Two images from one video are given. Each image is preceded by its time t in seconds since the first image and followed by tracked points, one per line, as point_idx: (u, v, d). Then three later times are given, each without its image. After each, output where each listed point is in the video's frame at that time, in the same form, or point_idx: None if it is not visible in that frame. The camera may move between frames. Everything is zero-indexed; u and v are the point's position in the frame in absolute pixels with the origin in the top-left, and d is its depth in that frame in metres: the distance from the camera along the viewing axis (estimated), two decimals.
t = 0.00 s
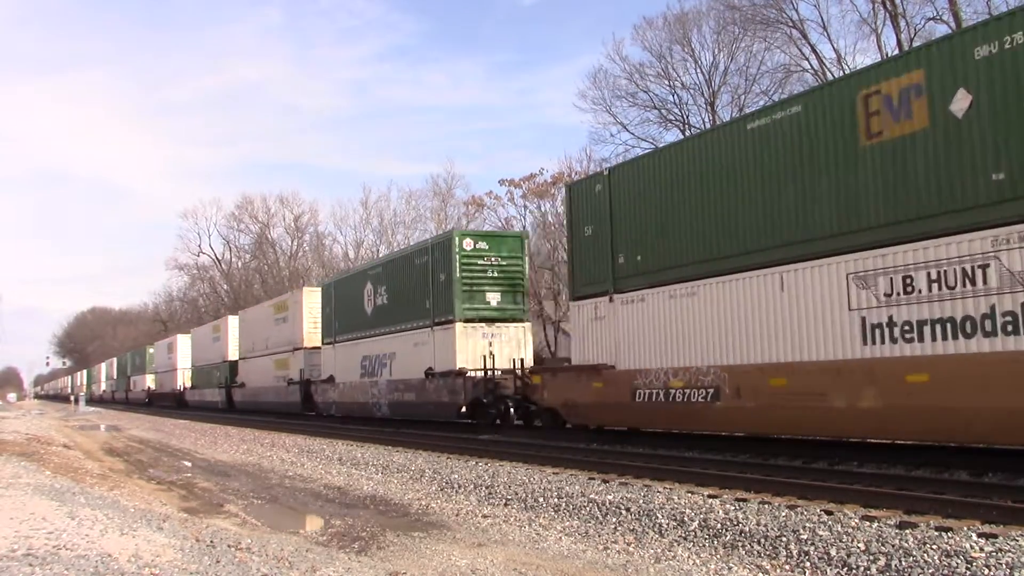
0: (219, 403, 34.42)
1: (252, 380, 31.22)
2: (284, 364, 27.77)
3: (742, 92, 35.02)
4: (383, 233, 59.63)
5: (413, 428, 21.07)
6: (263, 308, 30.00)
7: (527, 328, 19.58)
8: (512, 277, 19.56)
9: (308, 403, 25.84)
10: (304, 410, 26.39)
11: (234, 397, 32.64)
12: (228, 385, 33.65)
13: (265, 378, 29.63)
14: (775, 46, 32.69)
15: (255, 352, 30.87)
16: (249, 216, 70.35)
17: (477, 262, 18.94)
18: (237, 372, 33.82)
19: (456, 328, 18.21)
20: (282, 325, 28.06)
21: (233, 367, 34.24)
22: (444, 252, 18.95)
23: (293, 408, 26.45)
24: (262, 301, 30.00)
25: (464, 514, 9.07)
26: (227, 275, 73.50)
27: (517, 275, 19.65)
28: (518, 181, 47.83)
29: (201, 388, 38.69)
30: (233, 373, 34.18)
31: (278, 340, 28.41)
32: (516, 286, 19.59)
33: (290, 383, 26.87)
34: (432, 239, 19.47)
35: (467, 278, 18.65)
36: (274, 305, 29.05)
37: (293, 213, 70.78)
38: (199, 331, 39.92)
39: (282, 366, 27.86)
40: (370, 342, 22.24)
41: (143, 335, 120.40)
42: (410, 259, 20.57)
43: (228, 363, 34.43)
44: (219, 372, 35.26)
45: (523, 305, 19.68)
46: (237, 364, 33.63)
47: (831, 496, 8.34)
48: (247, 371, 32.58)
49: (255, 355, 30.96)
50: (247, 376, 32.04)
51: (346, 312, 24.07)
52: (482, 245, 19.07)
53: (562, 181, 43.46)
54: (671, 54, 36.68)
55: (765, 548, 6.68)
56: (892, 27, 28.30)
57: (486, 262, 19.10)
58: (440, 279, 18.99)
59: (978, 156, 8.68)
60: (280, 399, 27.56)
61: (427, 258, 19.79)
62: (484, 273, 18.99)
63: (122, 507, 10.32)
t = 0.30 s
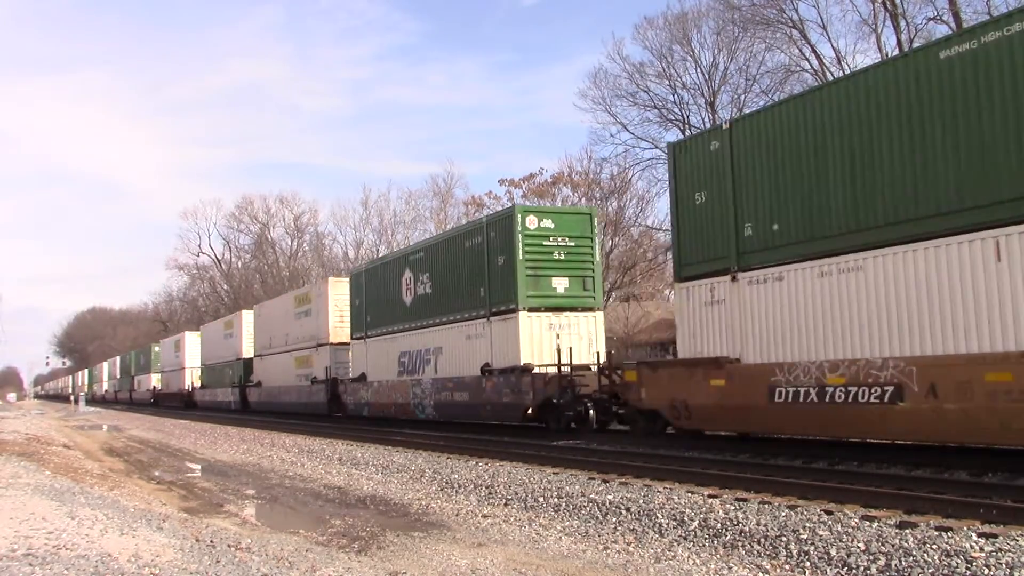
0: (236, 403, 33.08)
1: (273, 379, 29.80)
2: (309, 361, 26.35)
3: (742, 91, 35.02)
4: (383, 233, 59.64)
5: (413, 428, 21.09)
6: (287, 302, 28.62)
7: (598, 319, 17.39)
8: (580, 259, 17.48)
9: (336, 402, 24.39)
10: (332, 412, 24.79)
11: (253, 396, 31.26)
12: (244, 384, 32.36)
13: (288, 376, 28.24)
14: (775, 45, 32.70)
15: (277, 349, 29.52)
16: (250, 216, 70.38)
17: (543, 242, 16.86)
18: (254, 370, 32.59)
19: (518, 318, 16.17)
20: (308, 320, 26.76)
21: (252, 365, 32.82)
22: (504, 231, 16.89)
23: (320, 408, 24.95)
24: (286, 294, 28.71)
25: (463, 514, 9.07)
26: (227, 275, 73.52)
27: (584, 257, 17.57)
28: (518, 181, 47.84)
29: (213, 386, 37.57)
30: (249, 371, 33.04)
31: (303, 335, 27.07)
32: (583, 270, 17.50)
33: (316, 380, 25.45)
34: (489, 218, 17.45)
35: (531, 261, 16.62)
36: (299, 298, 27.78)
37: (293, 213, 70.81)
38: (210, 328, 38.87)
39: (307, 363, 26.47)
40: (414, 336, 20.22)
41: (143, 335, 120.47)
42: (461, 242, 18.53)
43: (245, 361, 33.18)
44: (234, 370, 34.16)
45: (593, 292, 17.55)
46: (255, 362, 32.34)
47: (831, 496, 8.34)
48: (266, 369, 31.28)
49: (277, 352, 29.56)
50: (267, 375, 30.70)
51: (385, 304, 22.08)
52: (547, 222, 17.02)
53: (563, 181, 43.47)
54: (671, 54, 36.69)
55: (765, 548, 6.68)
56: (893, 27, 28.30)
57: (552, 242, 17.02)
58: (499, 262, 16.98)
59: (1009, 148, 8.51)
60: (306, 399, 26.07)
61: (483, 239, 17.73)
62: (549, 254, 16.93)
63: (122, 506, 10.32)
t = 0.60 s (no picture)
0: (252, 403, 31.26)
1: (296, 377, 27.88)
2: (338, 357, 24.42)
3: (742, 91, 35.01)
4: (383, 233, 59.65)
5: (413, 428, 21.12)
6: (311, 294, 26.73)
7: (694, 307, 14.93)
8: (673, 235, 15.09)
9: (369, 403, 22.43)
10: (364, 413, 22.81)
11: (272, 395, 29.40)
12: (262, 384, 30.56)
13: (313, 374, 26.34)
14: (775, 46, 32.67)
15: (300, 344, 27.67)
16: (250, 216, 70.36)
17: (631, 215, 14.54)
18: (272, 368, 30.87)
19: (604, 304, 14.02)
20: (335, 312, 24.84)
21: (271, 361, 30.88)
22: (585, 202, 14.65)
23: (351, 409, 23.01)
24: (311, 284, 26.81)
25: (464, 514, 9.08)
26: (227, 275, 73.51)
27: (678, 233, 15.18)
28: (518, 181, 47.84)
29: (223, 385, 36.07)
30: (265, 369, 31.48)
31: (330, 329, 25.16)
32: (677, 249, 15.12)
33: (344, 378, 23.52)
34: (564, 188, 15.23)
35: (619, 238, 14.37)
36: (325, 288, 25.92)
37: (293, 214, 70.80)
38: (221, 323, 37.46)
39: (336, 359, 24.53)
40: (466, 326, 18.11)
41: (143, 335, 120.52)
42: (527, 218, 16.35)
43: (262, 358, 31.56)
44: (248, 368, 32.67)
45: (687, 274, 15.15)
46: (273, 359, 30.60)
47: (831, 496, 8.34)
48: (286, 367, 29.53)
49: (302, 348, 27.59)
50: (288, 373, 28.80)
51: (427, 292, 19.98)
52: (636, 192, 14.72)
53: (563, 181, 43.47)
54: (671, 54, 36.68)
55: (766, 548, 6.68)
56: (893, 26, 28.29)
57: (641, 215, 14.71)
58: (577, 240, 14.83)
59: None
60: (334, 397, 24.09)
61: (556, 214, 15.49)
62: (639, 230, 14.64)
63: (122, 506, 10.32)
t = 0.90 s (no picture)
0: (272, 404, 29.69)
1: (323, 375, 26.15)
2: (371, 352, 22.66)
3: (742, 91, 35.01)
4: (383, 233, 59.67)
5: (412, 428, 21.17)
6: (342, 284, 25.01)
7: (826, 289, 12.62)
8: (800, 204, 12.85)
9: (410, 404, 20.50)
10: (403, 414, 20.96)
11: (295, 396, 27.75)
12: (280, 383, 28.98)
13: (342, 371, 24.62)
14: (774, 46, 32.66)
15: (328, 339, 25.93)
16: (250, 216, 70.37)
17: (752, 179, 12.39)
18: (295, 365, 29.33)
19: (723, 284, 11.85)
20: (368, 303, 23.14)
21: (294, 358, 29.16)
22: (693, 164, 12.56)
23: (387, 410, 21.14)
24: (341, 273, 25.11)
25: (463, 514, 9.08)
26: (227, 275, 73.53)
27: (805, 201, 12.90)
28: (518, 181, 47.86)
29: (237, 385, 34.61)
30: (285, 366, 30.01)
31: (363, 322, 23.44)
32: (805, 220, 12.84)
33: (378, 376, 21.78)
34: (666, 149, 13.10)
35: (739, 205, 12.22)
36: (357, 277, 24.20)
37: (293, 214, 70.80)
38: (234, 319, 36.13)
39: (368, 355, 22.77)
40: (534, 315, 16.02)
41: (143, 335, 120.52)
42: (616, 186, 14.19)
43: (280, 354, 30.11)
44: (265, 366, 31.19)
45: (817, 250, 12.86)
46: (297, 356, 28.98)
47: (831, 496, 8.34)
48: (310, 364, 27.88)
49: (330, 344, 25.83)
50: (313, 371, 27.10)
51: (483, 278, 17.96)
52: (758, 151, 12.51)
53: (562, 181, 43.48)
54: (671, 54, 36.68)
55: (766, 548, 6.68)
56: (893, 27, 28.28)
57: (765, 179, 12.50)
58: (685, 209, 12.70)
59: None
60: (368, 397, 22.25)
61: (655, 180, 13.35)
62: (761, 196, 12.44)
63: (122, 506, 10.33)
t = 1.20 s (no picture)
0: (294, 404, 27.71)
1: (354, 373, 24.11)
2: (412, 347, 20.55)
3: (742, 91, 35.04)
4: (383, 234, 59.70)
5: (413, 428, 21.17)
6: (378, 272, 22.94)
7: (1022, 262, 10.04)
8: (987, 157, 10.20)
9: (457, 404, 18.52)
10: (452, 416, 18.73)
11: (321, 396, 25.74)
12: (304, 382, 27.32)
13: (376, 369, 22.59)
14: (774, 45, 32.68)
15: (361, 333, 23.80)
16: (250, 216, 70.39)
17: (936, 124, 9.76)
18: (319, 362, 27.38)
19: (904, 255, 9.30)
20: (410, 292, 21.07)
21: (320, 354, 27.08)
22: (852, 110, 10.05)
23: (434, 411, 18.87)
24: (377, 261, 23.05)
25: (464, 514, 9.08)
26: (227, 275, 73.55)
27: (996, 154, 10.25)
28: (518, 181, 47.91)
29: (254, 384, 32.69)
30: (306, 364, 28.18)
31: (403, 313, 21.31)
32: (996, 177, 10.19)
33: (422, 373, 19.69)
34: (815, 92, 10.58)
35: (920, 158, 9.64)
36: (395, 264, 22.11)
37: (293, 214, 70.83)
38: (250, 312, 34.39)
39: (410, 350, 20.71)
40: (627, 301, 13.67)
41: (143, 335, 120.58)
42: (742, 143, 11.73)
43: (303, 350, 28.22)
44: (285, 363, 29.28)
45: (1012, 213, 10.22)
46: (322, 351, 27.00)
47: (831, 497, 8.34)
48: (337, 361, 25.85)
49: (363, 338, 23.74)
50: (342, 369, 25.05)
51: (557, 261, 15.72)
52: (940, 90, 9.90)
53: (562, 181, 43.51)
54: (671, 54, 36.70)
55: (766, 548, 6.68)
56: (893, 27, 28.29)
57: (950, 124, 9.89)
58: (843, 164, 10.16)
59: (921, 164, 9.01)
60: (409, 396, 20.06)
61: (800, 131, 10.81)
62: (947, 145, 9.84)
63: (122, 506, 10.32)
